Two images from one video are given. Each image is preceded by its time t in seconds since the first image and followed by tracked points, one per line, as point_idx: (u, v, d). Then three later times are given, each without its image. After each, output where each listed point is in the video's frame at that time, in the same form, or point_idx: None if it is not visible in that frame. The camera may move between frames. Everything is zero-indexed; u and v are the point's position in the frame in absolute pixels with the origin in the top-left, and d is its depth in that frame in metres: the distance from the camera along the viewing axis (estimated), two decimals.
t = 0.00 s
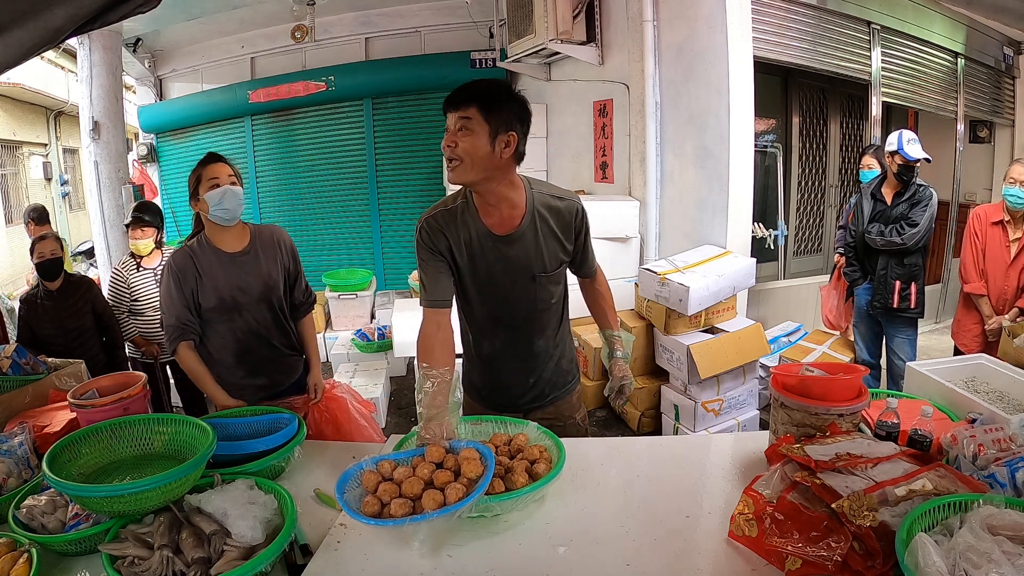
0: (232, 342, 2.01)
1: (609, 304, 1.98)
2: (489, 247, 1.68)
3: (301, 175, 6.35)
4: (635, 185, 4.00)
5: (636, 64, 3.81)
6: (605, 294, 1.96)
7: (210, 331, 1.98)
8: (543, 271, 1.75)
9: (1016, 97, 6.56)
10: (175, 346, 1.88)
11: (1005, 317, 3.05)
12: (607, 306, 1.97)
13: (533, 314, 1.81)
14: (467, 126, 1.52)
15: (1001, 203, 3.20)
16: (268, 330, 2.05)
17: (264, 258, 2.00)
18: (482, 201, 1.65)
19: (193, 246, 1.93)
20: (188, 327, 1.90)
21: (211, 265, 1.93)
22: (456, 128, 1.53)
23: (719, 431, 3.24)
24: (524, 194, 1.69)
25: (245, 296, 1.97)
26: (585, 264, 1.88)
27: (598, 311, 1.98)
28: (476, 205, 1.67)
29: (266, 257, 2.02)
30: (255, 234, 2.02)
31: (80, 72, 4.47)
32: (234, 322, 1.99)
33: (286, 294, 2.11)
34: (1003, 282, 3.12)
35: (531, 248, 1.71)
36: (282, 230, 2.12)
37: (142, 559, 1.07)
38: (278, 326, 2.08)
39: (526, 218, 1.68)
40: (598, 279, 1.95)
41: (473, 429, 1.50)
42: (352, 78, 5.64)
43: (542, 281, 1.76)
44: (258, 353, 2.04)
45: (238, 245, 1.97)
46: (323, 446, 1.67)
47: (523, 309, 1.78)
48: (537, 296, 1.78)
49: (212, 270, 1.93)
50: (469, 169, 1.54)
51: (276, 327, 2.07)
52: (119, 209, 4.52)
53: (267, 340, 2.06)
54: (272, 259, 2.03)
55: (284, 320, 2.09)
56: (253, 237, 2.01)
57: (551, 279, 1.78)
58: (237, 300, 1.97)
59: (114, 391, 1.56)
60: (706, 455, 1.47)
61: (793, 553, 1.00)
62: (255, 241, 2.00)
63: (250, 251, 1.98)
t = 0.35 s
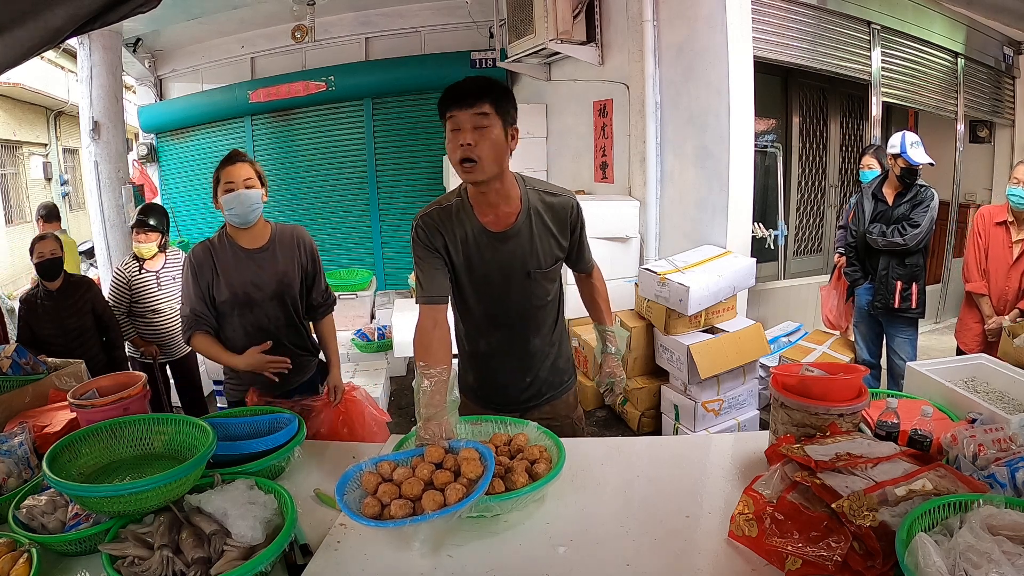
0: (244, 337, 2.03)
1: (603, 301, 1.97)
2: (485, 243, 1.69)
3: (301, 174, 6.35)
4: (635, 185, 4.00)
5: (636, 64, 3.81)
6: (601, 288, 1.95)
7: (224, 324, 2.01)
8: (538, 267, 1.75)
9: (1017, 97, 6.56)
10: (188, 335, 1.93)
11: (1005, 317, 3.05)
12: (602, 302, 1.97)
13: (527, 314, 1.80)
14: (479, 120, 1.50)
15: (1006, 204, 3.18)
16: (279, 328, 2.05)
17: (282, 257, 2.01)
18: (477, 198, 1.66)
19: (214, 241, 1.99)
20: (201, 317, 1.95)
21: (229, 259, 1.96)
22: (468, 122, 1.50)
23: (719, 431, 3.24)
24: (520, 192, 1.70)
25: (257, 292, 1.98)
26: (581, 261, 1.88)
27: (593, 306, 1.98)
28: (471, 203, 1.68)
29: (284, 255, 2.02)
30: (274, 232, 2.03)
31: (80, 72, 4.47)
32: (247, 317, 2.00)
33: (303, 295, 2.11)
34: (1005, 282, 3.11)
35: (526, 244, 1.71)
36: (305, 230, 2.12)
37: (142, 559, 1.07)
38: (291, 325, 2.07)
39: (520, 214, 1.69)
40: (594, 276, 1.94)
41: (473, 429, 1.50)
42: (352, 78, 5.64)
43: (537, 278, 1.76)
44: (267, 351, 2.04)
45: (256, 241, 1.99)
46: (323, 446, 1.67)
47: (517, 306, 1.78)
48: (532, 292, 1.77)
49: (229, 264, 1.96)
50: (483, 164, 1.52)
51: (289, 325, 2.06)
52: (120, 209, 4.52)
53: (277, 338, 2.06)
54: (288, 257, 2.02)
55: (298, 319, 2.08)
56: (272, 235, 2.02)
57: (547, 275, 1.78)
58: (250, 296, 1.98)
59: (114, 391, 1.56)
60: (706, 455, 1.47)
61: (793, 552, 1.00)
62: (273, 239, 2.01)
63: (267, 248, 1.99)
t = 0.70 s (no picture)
0: (242, 332, 2.04)
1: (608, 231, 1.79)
2: (493, 235, 1.70)
3: (301, 174, 6.35)
4: (635, 185, 4.00)
5: (636, 64, 3.81)
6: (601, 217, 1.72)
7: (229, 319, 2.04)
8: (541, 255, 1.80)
9: (1017, 97, 6.56)
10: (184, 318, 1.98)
11: (1005, 317, 3.06)
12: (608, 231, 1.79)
13: (524, 299, 1.82)
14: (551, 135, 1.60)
15: (1006, 203, 3.18)
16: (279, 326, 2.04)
17: (285, 256, 2.03)
18: (488, 192, 1.67)
19: (226, 236, 2.04)
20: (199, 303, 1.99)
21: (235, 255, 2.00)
22: (548, 136, 1.58)
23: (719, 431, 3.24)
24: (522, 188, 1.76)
25: (257, 288, 2.00)
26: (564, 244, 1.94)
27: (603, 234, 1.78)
28: (477, 198, 1.68)
29: (289, 254, 2.04)
30: (283, 233, 2.06)
31: (80, 72, 4.47)
32: (245, 312, 2.01)
33: (309, 296, 2.11)
34: (1005, 281, 3.11)
35: (530, 234, 1.76)
36: (317, 233, 2.15)
37: (142, 559, 1.07)
38: (290, 325, 2.06)
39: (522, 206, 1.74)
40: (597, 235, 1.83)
41: (473, 429, 1.50)
42: (353, 78, 5.64)
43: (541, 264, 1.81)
44: (262, 346, 2.04)
45: (263, 239, 2.02)
46: (323, 446, 1.67)
47: (527, 291, 1.81)
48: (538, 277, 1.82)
49: (233, 260, 2.00)
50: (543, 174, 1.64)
51: (287, 325, 2.06)
52: (120, 209, 4.53)
53: (276, 336, 2.05)
54: (292, 257, 2.04)
55: (297, 319, 2.07)
56: (280, 235, 2.05)
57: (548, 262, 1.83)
58: (250, 292, 2.00)
59: (114, 391, 1.56)
60: (706, 455, 1.47)
61: (793, 552, 1.00)
62: (280, 239, 2.04)
63: (273, 247, 2.02)
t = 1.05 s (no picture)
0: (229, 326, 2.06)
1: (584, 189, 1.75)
2: (494, 233, 1.70)
3: (301, 175, 6.35)
4: (635, 185, 4.00)
5: (636, 64, 3.81)
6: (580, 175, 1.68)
7: (218, 312, 2.08)
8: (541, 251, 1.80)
9: (1017, 97, 6.55)
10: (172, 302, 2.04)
11: (1006, 317, 3.07)
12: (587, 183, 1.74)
13: (522, 298, 1.83)
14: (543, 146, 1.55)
15: (1006, 204, 3.18)
16: (264, 325, 2.05)
17: (272, 256, 2.02)
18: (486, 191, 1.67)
19: (218, 231, 2.06)
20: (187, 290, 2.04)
21: (223, 251, 2.01)
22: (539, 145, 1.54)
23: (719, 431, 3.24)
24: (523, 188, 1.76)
25: (242, 285, 2.00)
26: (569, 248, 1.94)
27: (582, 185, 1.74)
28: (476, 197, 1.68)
29: (276, 255, 2.03)
30: (273, 233, 2.05)
31: (80, 72, 4.47)
32: (230, 307, 2.03)
33: (296, 298, 2.09)
34: (1005, 281, 3.11)
35: (530, 230, 1.76)
36: (309, 234, 2.14)
37: (142, 559, 1.07)
38: (274, 325, 2.06)
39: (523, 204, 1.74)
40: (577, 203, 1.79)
41: (473, 429, 1.50)
42: (352, 78, 5.64)
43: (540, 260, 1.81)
44: (246, 341, 2.06)
45: (252, 238, 2.02)
46: (323, 446, 1.67)
47: (525, 288, 1.82)
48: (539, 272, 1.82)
49: (220, 256, 2.01)
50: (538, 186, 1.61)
51: (271, 324, 2.06)
52: (119, 209, 4.52)
53: (261, 334, 2.06)
54: (279, 257, 2.03)
55: (282, 320, 2.06)
56: (269, 235, 2.04)
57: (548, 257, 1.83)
58: (236, 288, 2.01)
59: (114, 391, 1.56)
60: (706, 455, 1.47)
61: (793, 553, 1.00)
62: (269, 238, 2.03)
63: (260, 246, 2.01)
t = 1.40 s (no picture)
0: (206, 328, 2.06)
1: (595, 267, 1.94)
2: (492, 234, 1.71)
3: (301, 175, 6.35)
4: (635, 185, 4.01)
5: (636, 64, 3.81)
6: (602, 261, 1.95)
7: (194, 314, 2.07)
8: (541, 254, 1.80)
9: (1016, 97, 6.56)
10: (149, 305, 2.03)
11: (1006, 317, 3.07)
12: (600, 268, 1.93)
13: (522, 304, 1.82)
14: (535, 129, 1.56)
15: (1005, 204, 3.18)
16: (241, 327, 2.05)
17: (247, 256, 2.02)
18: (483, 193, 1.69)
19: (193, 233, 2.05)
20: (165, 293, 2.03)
21: (198, 252, 2.01)
22: (530, 131, 1.55)
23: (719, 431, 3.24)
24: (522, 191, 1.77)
25: (219, 286, 2.00)
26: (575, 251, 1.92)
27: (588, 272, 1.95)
28: (474, 198, 1.70)
29: (251, 256, 2.03)
30: (247, 234, 2.05)
31: (80, 72, 4.47)
32: (206, 309, 2.02)
33: (272, 299, 2.09)
34: (1006, 282, 3.12)
35: (528, 233, 1.76)
36: (284, 234, 2.14)
37: (142, 559, 1.07)
38: (251, 326, 2.06)
39: (521, 206, 1.75)
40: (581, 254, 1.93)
41: (473, 429, 1.50)
42: (352, 78, 5.64)
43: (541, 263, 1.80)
44: (224, 343, 2.05)
45: (227, 240, 2.02)
46: (323, 446, 1.67)
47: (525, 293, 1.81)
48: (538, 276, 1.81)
49: (196, 258, 2.01)
50: (536, 170, 1.60)
51: (248, 326, 2.06)
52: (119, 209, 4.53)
53: (238, 336, 2.05)
54: (254, 257, 2.03)
55: (259, 321, 2.07)
56: (244, 237, 2.04)
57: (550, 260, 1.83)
58: (212, 290, 2.01)
59: (114, 391, 1.56)
60: (705, 455, 1.47)
61: (793, 553, 1.00)
62: (244, 240, 2.03)
63: (235, 247, 2.01)
